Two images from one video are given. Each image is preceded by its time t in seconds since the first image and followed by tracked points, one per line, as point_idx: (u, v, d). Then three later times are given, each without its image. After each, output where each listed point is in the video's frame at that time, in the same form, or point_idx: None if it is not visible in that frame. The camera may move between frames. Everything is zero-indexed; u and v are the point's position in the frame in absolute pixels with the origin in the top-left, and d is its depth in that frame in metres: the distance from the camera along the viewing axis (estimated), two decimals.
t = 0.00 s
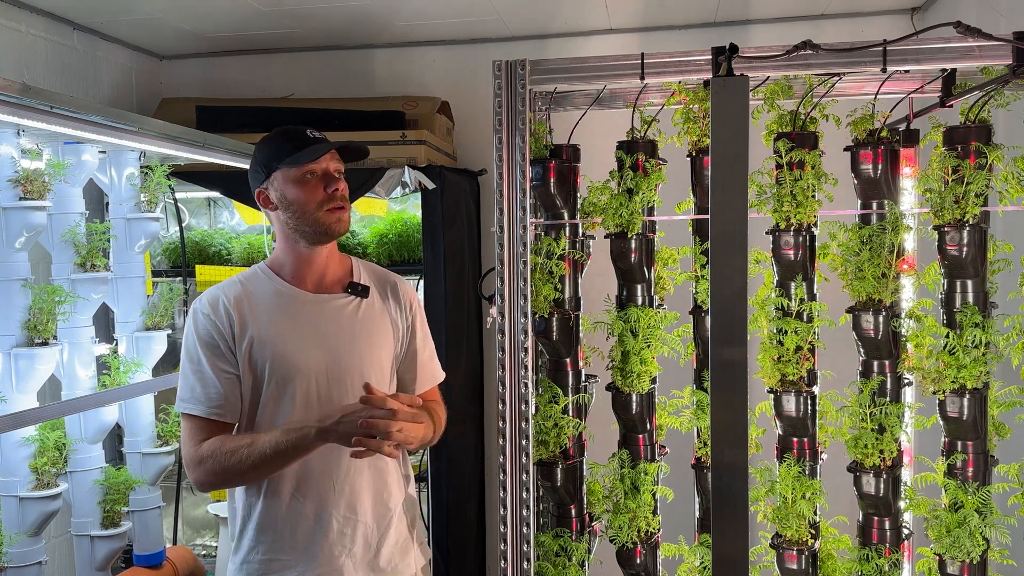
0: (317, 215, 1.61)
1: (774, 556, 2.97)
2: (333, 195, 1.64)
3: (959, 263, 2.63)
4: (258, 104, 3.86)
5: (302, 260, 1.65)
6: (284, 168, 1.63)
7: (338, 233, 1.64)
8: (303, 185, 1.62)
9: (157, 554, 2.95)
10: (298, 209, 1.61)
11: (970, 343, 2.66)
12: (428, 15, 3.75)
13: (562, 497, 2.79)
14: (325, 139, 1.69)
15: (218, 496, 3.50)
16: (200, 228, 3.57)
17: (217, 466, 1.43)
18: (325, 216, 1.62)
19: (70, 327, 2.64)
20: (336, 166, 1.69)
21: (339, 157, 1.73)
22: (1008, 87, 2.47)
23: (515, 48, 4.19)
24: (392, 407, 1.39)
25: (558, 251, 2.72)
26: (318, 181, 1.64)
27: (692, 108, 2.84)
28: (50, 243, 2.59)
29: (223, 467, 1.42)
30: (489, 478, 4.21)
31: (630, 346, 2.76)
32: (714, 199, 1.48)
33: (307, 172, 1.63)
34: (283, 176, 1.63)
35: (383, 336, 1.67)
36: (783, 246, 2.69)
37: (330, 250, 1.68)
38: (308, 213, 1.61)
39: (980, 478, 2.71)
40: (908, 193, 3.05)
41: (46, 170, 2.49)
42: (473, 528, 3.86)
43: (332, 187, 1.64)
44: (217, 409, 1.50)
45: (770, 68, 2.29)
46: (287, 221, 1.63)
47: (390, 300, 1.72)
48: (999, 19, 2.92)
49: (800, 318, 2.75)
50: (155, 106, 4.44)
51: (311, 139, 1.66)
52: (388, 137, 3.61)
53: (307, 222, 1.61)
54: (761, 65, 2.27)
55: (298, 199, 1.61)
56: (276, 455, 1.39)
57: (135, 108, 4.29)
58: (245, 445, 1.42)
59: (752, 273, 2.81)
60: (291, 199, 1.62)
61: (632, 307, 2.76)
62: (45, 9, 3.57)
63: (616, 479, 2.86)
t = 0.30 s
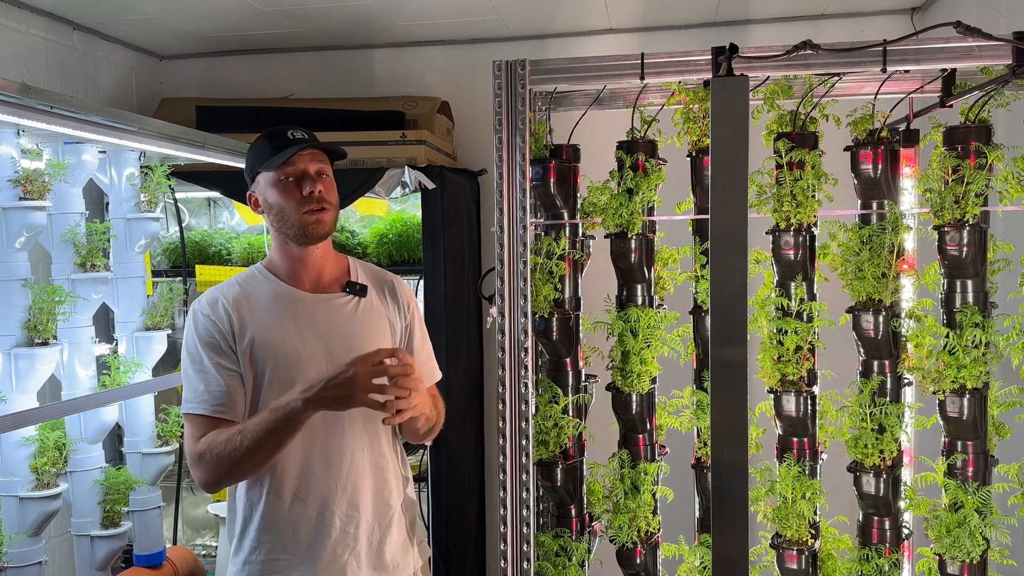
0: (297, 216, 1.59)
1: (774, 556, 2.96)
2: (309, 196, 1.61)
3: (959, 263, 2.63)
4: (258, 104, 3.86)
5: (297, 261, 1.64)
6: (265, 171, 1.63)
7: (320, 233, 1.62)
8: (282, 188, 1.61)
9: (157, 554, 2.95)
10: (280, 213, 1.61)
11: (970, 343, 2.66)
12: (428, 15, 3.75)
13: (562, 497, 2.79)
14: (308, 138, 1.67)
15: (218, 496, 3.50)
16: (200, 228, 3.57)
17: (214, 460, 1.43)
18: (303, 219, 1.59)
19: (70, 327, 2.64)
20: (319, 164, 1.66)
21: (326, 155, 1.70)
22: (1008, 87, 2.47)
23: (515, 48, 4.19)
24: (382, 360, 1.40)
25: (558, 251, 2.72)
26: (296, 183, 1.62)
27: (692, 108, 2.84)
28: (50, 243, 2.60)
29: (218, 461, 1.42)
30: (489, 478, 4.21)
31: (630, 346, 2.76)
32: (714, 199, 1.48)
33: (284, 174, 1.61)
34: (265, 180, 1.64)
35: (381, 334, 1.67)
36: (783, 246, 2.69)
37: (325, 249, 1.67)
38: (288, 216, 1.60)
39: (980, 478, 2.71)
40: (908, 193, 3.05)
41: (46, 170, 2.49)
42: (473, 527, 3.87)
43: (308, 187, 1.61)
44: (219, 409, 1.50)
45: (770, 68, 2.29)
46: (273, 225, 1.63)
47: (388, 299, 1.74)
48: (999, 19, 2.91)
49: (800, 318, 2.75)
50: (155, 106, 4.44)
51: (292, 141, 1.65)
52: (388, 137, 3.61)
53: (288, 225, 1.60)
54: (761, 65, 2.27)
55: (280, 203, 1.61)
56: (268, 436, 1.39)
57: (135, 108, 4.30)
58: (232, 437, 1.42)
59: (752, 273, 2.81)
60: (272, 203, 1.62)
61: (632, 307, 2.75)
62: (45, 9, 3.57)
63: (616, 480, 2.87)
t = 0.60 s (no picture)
0: (287, 215, 1.60)
1: (774, 556, 2.96)
2: (297, 196, 1.61)
3: (959, 263, 2.63)
4: (258, 104, 3.86)
5: (296, 259, 1.65)
6: (258, 172, 1.65)
7: (310, 232, 1.61)
8: (272, 189, 1.63)
9: (157, 554, 2.95)
10: (272, 213, 1.62)
11: (970, 343, 2.66)
12: (428, 15, 3.75)
13: (562, 497, 2.79)
14: (303, 138, 1.64)
15: (218, 497, 3.50)
16: (200, 228, 3.57)
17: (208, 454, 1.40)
18: (291, 219, 1.59)
19: (70, 327, 2.64)
20: (311, 164, 1.65)
21: (322, 155, 1.69)
22: (1008, 87, 2.47)
23: (515, 48, 4.19)
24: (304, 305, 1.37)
25: (558, 251, 2.72)
26: (286, 183, 1.63)
27: (692, 108, 2.84)
28: (50, 243, 2.60)
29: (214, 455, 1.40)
30: (489, 478, 4.22)
31: (630, 346, 2.76)
32: (714, 199, 1.48)
33: (275, 175, 1.63)
34: (259, 180, 1.65)
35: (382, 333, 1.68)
36: (783, 246, 2.69)
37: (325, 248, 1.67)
38: (277, 216, 1.61)
39: (980, 478, 2.71)
40: (907, 193, 3.05)
41: (46, 170, 2.49)
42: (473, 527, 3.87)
43: (296, 188, 1.61)
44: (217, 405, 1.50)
45: (770, 68, 2.29)
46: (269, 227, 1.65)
47: (390, 299, 1.75)
48: (999, 19, 2.92)
49: (800, 318, 2.75)
50: (155, 106, 4.44)
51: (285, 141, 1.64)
52: (388, 137, 3.61)
53: (278, 225, 1.61)
54: (761, 65, 2.27)
55: (271, 203, 1.62)
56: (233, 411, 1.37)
57: (135, 108, 4.30)
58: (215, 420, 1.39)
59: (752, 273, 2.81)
60: (266, 204, 1.63)
61: (632, 307, 2.75)
62: (45, 9, 3.57)
63: (616, 480, 2.87)
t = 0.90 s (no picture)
0: (286, 218, 1.60)
1: (774, 557, 2.96)
2: (294, 198, 1.61)
3: (959, 263, 2.63)
4: (258, 104, 3.86)
5: (298, 260, 1.65)
6: (258, 176, 1.66)
7: (308, 233, 1.61)
8: (271, 193, 1.63)
9: (157, 554, 2.95)
10: (272, 216, 1.63)
11: (970, 343, 2.66)
12: (428, 15, 3.75)
13: (562, 497, 2.79)
14: (299, 140, 1.64)
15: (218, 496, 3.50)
16: (200, 228, 3.57)
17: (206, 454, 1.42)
18: (290, 221, 1.60)
19: (70, 327, 2.64)
20: (308, 165, 1.66)
21: (320, 156, 1.69)
22: (1008, 87, 2.47)
23: (515, 48, 4.19)
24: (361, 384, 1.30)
25: (558, 251, 2.72)
26: (284, 186, 1.63)
27: (692, 108, 2.84)
28: (50, 243, 2.60)
29: (211, 458, 1.41)
30: (489, 478, 4.22)
31: (630, 346, 2.76)
32: (714, 199, 1.48)
33: (274, 179, 1.63)
34: (260, 185, 1.67)
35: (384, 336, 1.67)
36: (783, 246, 2.69)
37: (328, 250, 1.67)
38: (276, 220, 1.62)
39: (980, 478, 2.71)
40: (907, 192, 3.05)
41: (46, 170, 2.49)
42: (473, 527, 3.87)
43: (293, 190, 1.61)
44: (217, 404, 1.50)
45: (770, 68, 2.29)
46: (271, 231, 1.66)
47: (394, 302, 1.74)
48: (999, 19, 2.91)
49: (800, 318, 2.75)
50: (155, 106, 4.44)
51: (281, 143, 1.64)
52: (388, 137, 3.61)
53: (279, 228, 1.62)
54: (761, 65, 2.27)
55: (271, 207, 1.63)
56: (257, 446, 1.36)
57: (135, 108, 4.30)
58: (223, 434, 1.41)
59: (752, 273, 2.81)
60: (267, 207, 1.64)
61: (632, 307, 2.75)
62: (45, 9, 3.57)
63: (616, 479, 2.86)
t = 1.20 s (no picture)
0: (290, 217, 1.60)
1: (774, 557, 2.96)
2: (298, 197, 1.61)
3: (959, 263, 2.63)
4: (258, 104, 3.85)
5: (301, 259, 1.65)
6: (261, 176, 1.66)
7: (311, 232, 1.60)
8: (274, 193, 1.64)
9: (157, 554, 2.95)
10: (276, 216, 1.63)
11: (970, 343, 2.66)
12: (428, 14, 3.75)
13: (562, 497, 2.79)
14: (301, 139, 1.64)
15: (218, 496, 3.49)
16: (200, 228, 3.57)
17: (219, 451, 1.42)
18: (294, 221, 1.60)
19: (70, 326, 2.64)
20: (312, 165, 1.66)
21: (323, 155, 1.69)
22: (1008, 87, 2.47)
23: (515, 48, 4.19)
24: (404, 391, 1.39)
25: (558, 251, 2.71)
26: (288, 185, 1.63)
27: (692, 108, 2.84)
28: (50, 243, 2.60)
29: (221, 459, 1.42)
30: (489, 478, 4.22)
31: (630, 346, 2.76)
32: (714, 199, 1.48)
33: (278, 179, 1.63)
34: (263, 185, 1.66)
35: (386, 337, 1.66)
36: (783, 246, 2.69)
37: (331, 250, 1.66)
38: (281, 219, 1.62)
39: (980, 478, 2.71)
40: (907, 192, 3.05)
41: (46, 169, 2.49)
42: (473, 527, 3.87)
43: (297, 189, 1.61)
44: (221, 401, 1.50)
45: (770, 68, 2.29)
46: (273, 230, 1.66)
47: (396, 303, 1.72)
48: (999, 19, 2.91)
49: (800, 318, 2.75)
50: (155, 106, 4.44)
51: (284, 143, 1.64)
52: (387, 137, 3.61)
53: (283, 228, 1.62)
54: (761, 65, 2.27)
55: (274, 207, 1.63)
56: (272, 451, 1.39)
57: (135, 108, 4.30)
58: (235, 437, 1.42)
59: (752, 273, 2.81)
60: (270, 207, 1.65)
61: (632, 307, 2.75)
62: (45, 9, 3.57)
63: (616, 479, 2.86)
